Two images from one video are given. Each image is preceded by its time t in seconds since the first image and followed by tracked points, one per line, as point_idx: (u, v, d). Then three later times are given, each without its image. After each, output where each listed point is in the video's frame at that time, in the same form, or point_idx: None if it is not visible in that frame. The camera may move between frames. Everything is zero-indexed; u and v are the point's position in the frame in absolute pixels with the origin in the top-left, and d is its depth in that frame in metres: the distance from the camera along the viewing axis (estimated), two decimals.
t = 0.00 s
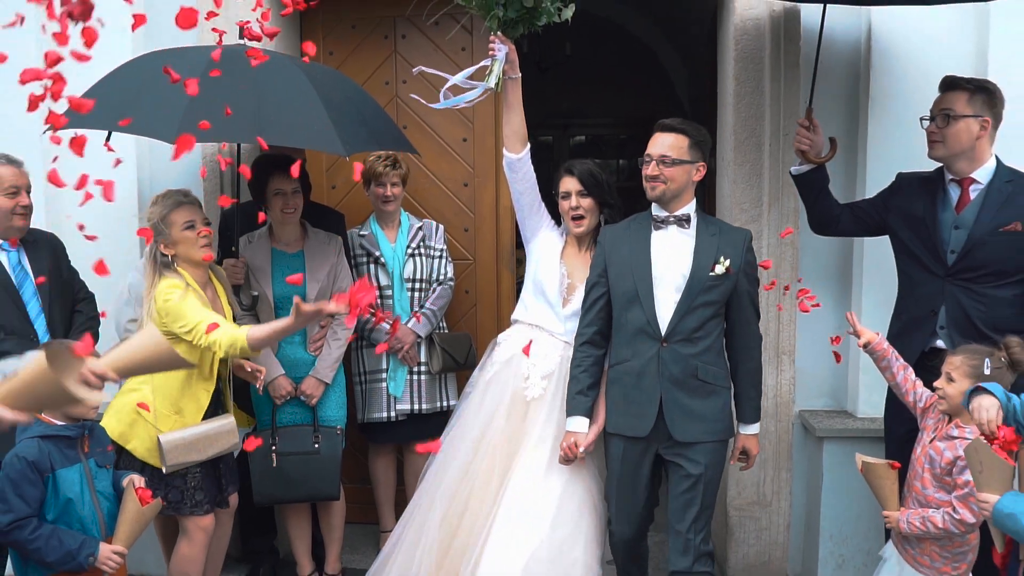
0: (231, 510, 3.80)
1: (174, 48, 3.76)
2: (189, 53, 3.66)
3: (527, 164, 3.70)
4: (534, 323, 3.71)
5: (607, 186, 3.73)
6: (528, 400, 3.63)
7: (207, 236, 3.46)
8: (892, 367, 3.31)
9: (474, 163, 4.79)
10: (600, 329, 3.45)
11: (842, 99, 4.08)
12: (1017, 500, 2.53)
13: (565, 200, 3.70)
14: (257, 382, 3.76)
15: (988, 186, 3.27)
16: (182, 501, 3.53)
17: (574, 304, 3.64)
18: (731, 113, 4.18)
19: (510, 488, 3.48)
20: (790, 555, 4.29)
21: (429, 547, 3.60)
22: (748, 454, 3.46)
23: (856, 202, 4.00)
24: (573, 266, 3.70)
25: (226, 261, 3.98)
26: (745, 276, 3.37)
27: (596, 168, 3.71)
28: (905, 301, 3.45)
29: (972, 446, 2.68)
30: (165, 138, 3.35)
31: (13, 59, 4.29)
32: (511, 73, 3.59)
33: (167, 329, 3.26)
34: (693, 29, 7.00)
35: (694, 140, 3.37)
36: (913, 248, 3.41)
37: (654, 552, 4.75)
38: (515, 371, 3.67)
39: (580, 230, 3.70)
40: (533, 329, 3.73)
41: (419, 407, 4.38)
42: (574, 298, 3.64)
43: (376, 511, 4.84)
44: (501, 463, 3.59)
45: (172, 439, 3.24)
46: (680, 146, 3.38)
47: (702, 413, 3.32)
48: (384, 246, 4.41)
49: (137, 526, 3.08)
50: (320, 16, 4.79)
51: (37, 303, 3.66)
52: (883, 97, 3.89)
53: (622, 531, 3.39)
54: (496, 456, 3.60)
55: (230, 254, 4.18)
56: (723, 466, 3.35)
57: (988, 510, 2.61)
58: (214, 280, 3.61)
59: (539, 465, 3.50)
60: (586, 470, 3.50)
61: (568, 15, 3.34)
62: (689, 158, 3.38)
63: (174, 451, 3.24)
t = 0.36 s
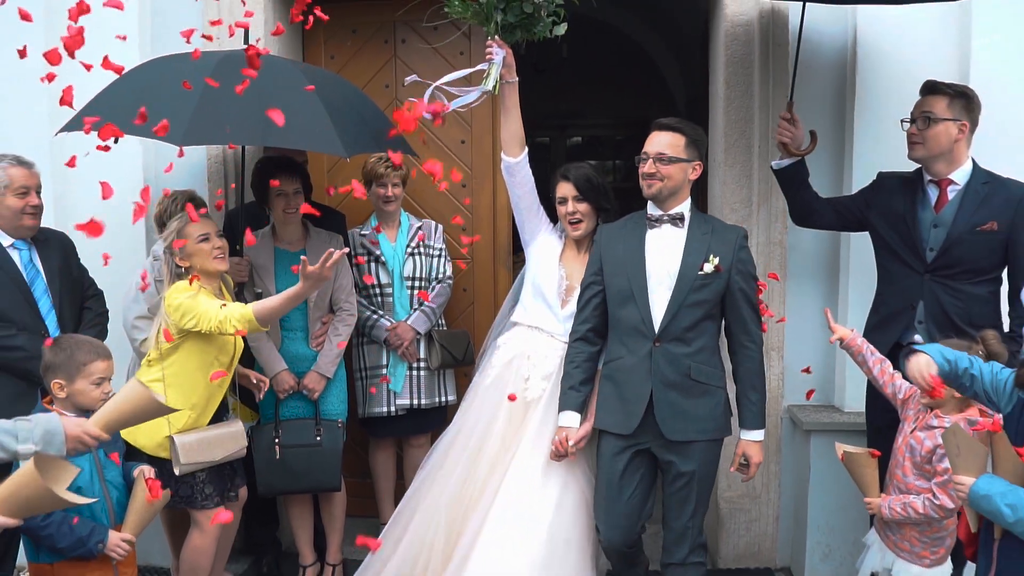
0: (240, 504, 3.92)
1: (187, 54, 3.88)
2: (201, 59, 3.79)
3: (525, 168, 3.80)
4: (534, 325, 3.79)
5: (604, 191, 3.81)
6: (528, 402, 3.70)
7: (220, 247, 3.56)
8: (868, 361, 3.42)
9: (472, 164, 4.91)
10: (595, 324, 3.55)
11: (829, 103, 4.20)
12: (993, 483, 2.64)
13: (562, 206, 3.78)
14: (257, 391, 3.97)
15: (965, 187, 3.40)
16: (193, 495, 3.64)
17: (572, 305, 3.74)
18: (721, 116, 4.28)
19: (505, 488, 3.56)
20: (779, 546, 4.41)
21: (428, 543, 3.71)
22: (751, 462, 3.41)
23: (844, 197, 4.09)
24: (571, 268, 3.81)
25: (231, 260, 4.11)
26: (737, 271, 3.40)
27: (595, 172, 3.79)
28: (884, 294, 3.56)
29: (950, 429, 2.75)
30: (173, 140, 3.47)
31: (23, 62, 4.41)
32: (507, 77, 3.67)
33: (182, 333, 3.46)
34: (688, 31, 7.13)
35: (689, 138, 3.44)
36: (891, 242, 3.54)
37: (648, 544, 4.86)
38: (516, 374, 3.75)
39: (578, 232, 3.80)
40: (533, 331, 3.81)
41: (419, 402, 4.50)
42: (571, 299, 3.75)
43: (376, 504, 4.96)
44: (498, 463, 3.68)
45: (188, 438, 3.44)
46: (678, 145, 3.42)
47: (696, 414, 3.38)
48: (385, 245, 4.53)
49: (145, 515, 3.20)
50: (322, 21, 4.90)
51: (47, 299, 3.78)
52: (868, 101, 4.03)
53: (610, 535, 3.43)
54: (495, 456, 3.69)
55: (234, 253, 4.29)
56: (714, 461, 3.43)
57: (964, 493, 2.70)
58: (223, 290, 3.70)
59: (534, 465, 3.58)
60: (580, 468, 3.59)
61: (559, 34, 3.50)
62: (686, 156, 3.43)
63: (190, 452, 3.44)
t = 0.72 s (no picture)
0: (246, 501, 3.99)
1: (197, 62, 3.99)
2: (211, 68, 3.90)
3: (521, 169, 3.91)
4: (528, 326, 3.85)
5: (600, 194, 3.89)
6: (523, 400, 3.77)
7: (230, 254, 3.68)
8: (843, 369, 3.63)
9: (468, 170, 5.03)
10: (591, 327, 3.61)
11: (815, 110, 4.32)
12: (972, 467, 2.76)
13: (557, 206, 3.84)
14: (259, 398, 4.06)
15: (945, 192, 3.52)
16: (200, 492, 3.75)
17: (567, 306, 3.81)
18: (711, 124, 4.41)
19: (504, 491, 3.67)
20: (768, 541, 4.52)
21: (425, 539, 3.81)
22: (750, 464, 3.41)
23: (830, 194, 4.23)
24: (567, 268, 3.89)
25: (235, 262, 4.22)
26: (727, 275, 3.50)
27: (591, 175, 3.86)
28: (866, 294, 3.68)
29: (933, 415, 2.87)
30: (178, 146, 3.58)
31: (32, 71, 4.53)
32: (504, 79, 3.79)
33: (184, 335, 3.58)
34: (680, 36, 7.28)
35: (682, 142, 3.53)
36: (873, 242, 3.64)
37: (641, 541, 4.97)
38: (511, 372, 3.82)
39: (573, 234, 3.87)
40: (528, 331, 3.87)
41: (417, 401, 4.62)
42: (568, 300, 3.82)
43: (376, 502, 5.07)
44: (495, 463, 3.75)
45: (196, 434, 3.58)
46: (669, 149, 3.54)
47: (686, 416, 3.49)
48: (384, 248, 4.64)
49: (150, 518, 3.31)
50: (323, 30, 5.03)
51: (56, 301, 3.90)
52: (853, 107, 4.16)
53: (610, 536, 3.50)
54: (492, 456, 3.76)
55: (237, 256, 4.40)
56: (706, 459, 3.55)
57: (944, 477, 2.81)
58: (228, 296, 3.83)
59: (532, 468, 3.69)
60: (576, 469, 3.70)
61: (553, 36, 3.62)
62: (677, 160, 3.54)
63: (199, 449, 3.59)
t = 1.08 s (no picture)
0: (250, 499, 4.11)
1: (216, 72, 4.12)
2: (229, 79, 4.03)
3: (520, 169, 3.99)
4: (528, 326, 3.94)
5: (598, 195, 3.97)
6: (522, 400, 3.87)
7: (239, 254, 3.82)
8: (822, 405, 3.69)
9: (470, 176, 5.16)
10: (590, 332, 3.65)
11: (806, 118, 4.45)
12: (962, 461, 2.86)
13: (555, 209, 3.93)
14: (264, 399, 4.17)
15: (931, 198, 3.66)
16: (204, 487, 3.87)
17: (567, 308, 3.91)
18: (705, 133, 4.54)
19: (507, 492, 3.77)
20: (762, 539, 4.64)
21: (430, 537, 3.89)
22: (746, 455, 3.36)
23: (822, 195, 4.34)
24: (565, 269, 3.98)
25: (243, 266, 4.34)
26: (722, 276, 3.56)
27: (588, 176, 3.93)
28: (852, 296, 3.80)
29: (923, 410, 2.98)
30: (186, 152, 3.72)
31: (46, 82, 4.68)
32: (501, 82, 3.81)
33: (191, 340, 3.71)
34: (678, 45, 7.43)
35: (677, 146, 3.59)
36: (861, 245, 3.75)
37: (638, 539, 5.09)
38: (511, 372, 3.91)
39: (569, 234, 3.97)
40: (527, 331, 3.96)
41: (421, 402, 4.73)
42: (567, 301, 3.91)
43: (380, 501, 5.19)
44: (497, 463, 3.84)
45: (202, 430, 3.75)
46: (666, 153, 3.59)
47: (690, 416, 3.53)
48: (388, 253, 4.76)
49: (160, 528, 3.31)
50: (329, 39, 5.16)
51: (71, 303, 4.03)
52: (843, 115, 4.29)
53: (621, 535, 3.50)
54: (494, 456, 3.85)
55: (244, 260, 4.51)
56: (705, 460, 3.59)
57: (933, 469, 2.91)
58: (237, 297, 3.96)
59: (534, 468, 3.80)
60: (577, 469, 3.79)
61: (551, 39, 3.64)
62: (674, 164, 3.59)
63: (204, 443, 3.74)
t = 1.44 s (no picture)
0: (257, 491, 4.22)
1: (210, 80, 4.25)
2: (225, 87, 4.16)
3: (519, 172, 4.04)
4: (529, 327, 3.99)
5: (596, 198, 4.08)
6: (523, 400, 3.88)
7: (248, 249, 3.95)
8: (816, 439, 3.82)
9: (473, 178, 5.28)
10: (591, 335, 3.66)
11: (800, 123, 4.57)
12: (950, 453, 2.99)
13: (555, 213, 4.02)
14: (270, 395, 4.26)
15: (916, 201, 3.79)
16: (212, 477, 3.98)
17: (567, 309, 3.97)
18: (702, 138, 4.65)
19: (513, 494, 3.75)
20: (758, 534, 4.75)
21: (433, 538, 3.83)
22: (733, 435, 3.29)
23: (816, 194, 4.47)
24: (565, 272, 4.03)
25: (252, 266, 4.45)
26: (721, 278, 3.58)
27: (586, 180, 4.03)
28: (841, 295, 3.92)
29: (914, 404, 3.05)
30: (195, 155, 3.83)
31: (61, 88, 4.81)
32: (501, 85, 3.87)
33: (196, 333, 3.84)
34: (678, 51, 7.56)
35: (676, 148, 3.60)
36: (849, 246, 3.90)
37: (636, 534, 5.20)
38: (512, 371, 3.94)
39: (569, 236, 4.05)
40: (528, 333, 4.02)
41: (425, 399, 4.86)
42: (567, 303, 3.97)
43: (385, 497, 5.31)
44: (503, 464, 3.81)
45: (207, 418, 3.89)
46: (664, 155, 3.60)
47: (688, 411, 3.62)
48: (394, 254, 4.89)
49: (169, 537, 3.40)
50: (335, 45, 5.29)
51: (85, 302, 4.16)
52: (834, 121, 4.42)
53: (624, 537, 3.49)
54: (501, 458, 3.81)
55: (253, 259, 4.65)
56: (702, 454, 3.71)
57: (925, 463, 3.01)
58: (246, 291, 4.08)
59: (539, 469, 3.79)
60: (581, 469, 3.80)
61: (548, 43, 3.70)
62: (672, 166, 3.60)
63: (208, 432, 3.88)
